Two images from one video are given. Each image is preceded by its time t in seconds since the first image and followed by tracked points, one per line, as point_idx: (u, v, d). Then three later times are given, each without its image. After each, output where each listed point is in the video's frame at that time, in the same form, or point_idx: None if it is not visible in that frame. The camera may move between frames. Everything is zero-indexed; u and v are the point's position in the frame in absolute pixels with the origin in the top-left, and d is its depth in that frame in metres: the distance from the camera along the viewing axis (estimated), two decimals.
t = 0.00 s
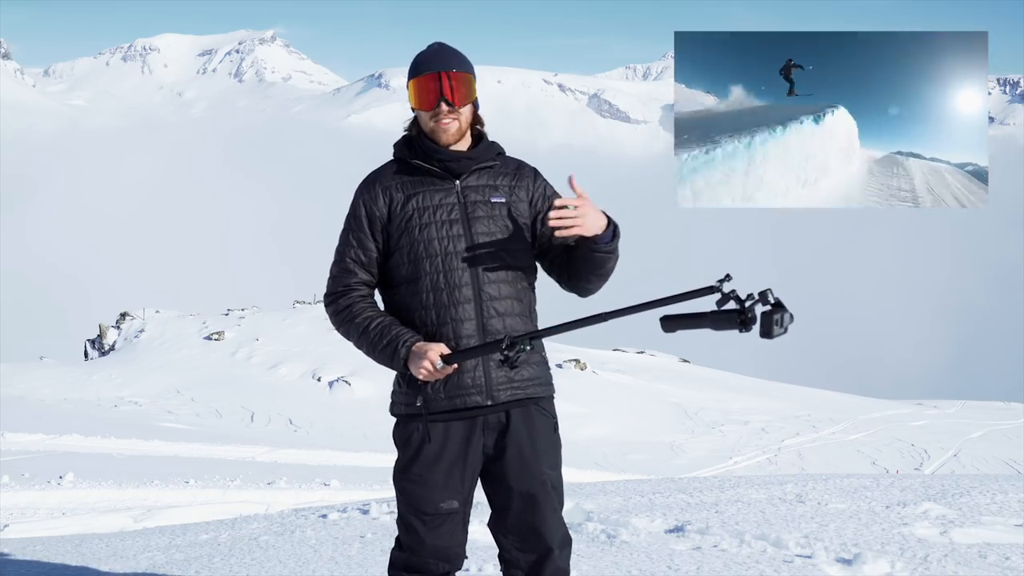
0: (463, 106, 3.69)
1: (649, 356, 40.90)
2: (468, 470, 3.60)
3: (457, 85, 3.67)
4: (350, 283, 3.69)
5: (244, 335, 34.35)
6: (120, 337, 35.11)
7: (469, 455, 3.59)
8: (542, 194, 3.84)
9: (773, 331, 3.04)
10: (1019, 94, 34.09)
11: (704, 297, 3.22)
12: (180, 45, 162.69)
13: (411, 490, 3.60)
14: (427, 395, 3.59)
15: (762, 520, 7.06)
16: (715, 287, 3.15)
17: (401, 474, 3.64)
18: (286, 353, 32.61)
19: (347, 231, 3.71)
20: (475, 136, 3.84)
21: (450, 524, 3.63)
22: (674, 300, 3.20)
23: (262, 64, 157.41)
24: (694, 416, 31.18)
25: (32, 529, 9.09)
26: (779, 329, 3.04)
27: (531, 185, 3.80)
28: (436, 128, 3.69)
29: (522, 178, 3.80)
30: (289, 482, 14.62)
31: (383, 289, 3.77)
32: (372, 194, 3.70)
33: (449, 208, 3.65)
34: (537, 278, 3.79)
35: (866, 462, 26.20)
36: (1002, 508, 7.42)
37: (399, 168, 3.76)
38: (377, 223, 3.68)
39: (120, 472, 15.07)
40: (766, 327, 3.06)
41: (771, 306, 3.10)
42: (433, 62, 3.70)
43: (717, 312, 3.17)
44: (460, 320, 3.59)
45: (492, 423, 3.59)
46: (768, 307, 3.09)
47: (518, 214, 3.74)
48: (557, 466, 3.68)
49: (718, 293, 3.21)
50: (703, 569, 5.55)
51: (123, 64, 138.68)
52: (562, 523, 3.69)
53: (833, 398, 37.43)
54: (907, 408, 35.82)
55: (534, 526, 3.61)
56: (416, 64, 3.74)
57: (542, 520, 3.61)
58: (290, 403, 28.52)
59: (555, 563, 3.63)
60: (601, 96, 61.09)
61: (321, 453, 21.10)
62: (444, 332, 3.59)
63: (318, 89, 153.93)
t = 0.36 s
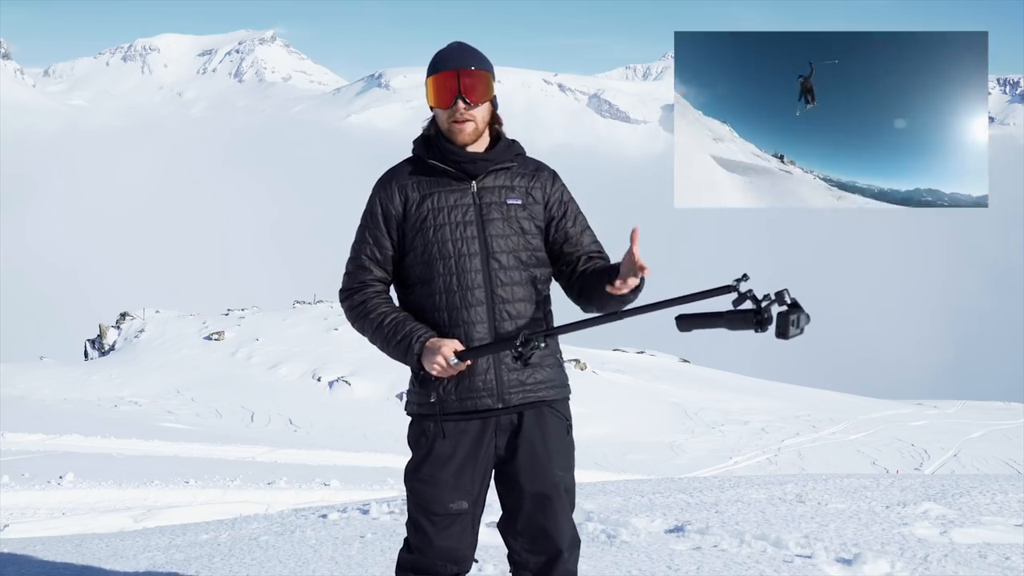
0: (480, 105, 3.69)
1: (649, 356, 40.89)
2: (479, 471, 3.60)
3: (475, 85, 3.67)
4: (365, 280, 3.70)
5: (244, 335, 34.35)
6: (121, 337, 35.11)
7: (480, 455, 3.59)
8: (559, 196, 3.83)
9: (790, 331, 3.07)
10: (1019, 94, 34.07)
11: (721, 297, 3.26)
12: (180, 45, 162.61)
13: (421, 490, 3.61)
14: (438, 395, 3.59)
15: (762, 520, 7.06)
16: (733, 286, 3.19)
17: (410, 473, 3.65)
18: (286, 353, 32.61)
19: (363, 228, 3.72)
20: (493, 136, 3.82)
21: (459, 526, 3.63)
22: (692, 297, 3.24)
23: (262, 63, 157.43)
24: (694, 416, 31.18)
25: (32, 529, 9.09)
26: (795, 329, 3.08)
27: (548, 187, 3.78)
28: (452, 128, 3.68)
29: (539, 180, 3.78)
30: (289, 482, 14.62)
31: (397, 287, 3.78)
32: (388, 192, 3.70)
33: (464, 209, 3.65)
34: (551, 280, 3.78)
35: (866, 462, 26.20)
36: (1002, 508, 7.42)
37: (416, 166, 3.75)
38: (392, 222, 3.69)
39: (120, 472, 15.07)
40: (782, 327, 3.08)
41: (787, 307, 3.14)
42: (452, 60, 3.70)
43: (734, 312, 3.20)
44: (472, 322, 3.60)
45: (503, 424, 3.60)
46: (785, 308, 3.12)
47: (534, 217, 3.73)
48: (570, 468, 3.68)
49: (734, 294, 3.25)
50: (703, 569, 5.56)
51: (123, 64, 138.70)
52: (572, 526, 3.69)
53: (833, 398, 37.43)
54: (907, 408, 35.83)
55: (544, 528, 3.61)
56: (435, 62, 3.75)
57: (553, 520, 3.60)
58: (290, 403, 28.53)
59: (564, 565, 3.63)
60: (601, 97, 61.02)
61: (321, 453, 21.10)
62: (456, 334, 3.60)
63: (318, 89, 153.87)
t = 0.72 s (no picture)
0: (492, 108, 3.67)
1: (649, 356, 40.89)
2: (484, 472, 3.60)
3: (486, 87, 3.66)
4: (375, 279, 3.71)
5: (244, 335, 34.35)
6: (120, 337, 35.11)
7: (486, 456, 3.59)
8: (569, 198, 3.82)
9: (803, 345, 3.03)
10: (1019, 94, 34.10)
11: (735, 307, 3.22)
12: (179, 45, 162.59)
13: (425, 491, 3.61)
14: (444, 396, 3.60)
15: (762, 520, 7.06)
16: (747, 297, 3.16)
17: (415, 474, 3.65)
18: (286, 353, 32.62)
19: (374, 227, 3.73)
20: (505, 137, 3.81)
21: (463, 527, 3.63)
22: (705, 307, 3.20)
23: (262, 63, 157.41)
24: (694, 416, 31.19)
25: (33, 529, 9.09)
26: (808, 343, 3.04)
27: (559, 189, 3.77)
28: (464, 130, 3.68)
29: (550, 182, 3.77)
30: (289, 482, 14.62)
31: (407, 287, 3.79)
32: (399, 192, 3.70)
33: (474, 210, 3.65)
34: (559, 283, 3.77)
35: (866, 462, 26.20)
36: (1002, 508, 7.42)
37: (427, 167, 3.75)
38: (403, 222, 3.69)
39: (120, 472, 15.07)
40: (796, 341, 3.05)
41: (802, 320, 3.11)
42: (463, 62, 3.69)
43: (747, 323, 3.17)
44: (479, 324, 3.60)
45: (509, 426, 3.59)
46: (798, 321, 3.09)
47: (543, 219, 3.72)
48: (575, 470, 3.67)
49: (749, 305, 3.22)
50: (703, 569, 5.56)
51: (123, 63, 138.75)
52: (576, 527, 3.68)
53: (833, 398, 37.43)
54: (907, 408, 35.82)
55: (547, 530, 3.61)
56: (447, 64, 3.73)
57: (558, 522, 3.60)
58: (290, 403, 28.53)
59: (568, 566, 3.63)
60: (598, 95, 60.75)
61: (321, 453, 21.11)
62: (464, 336, 3.61)
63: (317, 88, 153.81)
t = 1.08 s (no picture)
0: (488, 110, 3.65)
1: (648, 356, 40.89)
2: (475, 472, 3.60)
3: (481, 89, 3.63)
4: (365, 275, 3.70)
5: (244, 335, 34.36)
6: (120, 337, 35.12)
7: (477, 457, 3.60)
8: (563, 199, 3.80)
9: (815, 366, 3.01)
10: (1019, 94, 34.14)
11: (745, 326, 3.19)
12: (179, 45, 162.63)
13: (417, 492, 3.61)
14: (435, 395, 3.61)
15: (762, 520, 7.06)
16: (759, 316, 3.13)
17: (407, 476, 3.65)
18: (286, 353, 32.62)
19: (367, 224, 3.72)
20: (500, 137, 3.80)
21: (456, 527, 3.64)
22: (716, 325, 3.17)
23: (262, 63, 157.57)
24: (694, 416, 31.18)
25: (32, 529, 9.09)
26: (819, 366, 3.02)
27: (553, 191, 3.75)
28: (458, 131, 3.67)
29: (544, 183, 3.75)
30: (289, 482, 14.61)
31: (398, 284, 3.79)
32: (393, 190, 3.70)
33: (466, 210, 3.64)
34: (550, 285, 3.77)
35: (866, 462, 26.21)
36: (1002, 508, 7.42)
37: (422, 165, 3.74)
38: (395, 220, 3.69)
39: (120, 473, 15.07)
40: (807, 362, 3.03)
41: (813, 343, 3.09)
42: (459, 64, 3.66)
43: (757, 343, 3.15)
44: (469, 324, 3.61)
45: (499, 425, 3.59)
46: (810, 343, 3.07)
47: (535, 221, 3.72)
48: (566, 471, 3.67)
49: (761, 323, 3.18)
50: (703, 569, 5.56)
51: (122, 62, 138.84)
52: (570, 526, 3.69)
53: (833, 398, 37.43)
54: (907, 408, 35.83)
55: (541, 530, 3.61)
56: (443, 64, 3.70)
57: (551, 521, 3.60)
58: (290, 403, 28.53)
59: (563, 566, 3.63)
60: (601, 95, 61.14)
61: (321, 453, 21.10)
62: (454, 336, 3.62)
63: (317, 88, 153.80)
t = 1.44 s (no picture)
0: (477, 113, 3.64)
1: (648, 356, 40.89)
2: (465, 472, 3.59)
3: (472, 92, 3.60)
4: (353, 273, 3.68)
5: (244, 335, 34.36)
6: (120, 337, 35.11)
7: (466, 456, 3.59)
8: (553, 200, 3.79)
9: (830, 391, 3.01)
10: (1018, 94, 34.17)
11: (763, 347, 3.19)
12: (179, 46, 162.57)
13: (406, 492, 3.58)
14: (423, 395, 3.59)
15: (762, 520, 7.06)
16: (778, 339, 3.13)
17: (397, 477, 3.62)
18: (286, 353, 32.62)
19: (355, 222, 3.68)
20: (490, 138, 3.79)
21: (446, 527, 3.60)
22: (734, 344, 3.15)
23: (262, 64, 157.56)
24: (694, 415, 31.18)
25: (32, 529, 9.09)
26: (833, 389, 3.03)
27: (543, 192, 3.75)
28: (448, 134, 3.65)
29: (534, 183, 3.75)
30: (289, 482, 14.61)
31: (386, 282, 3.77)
32: (383, 188, 3.67)
33: (456, 210, 3.63)
34: (538, 287, 3.77)
35: (866, 462, 26.21)
36: (1002, 508, 7.42)
37: (413, 164, 3.72)
38: (385, 219, 3.66)
39: (120, 473, 15.07)
40: (822, 386, 3.02)
41: (829, 367, 3.09)
42: (449, 66, 3.64)
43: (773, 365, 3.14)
44: (458, 325, 3.61)
45: (488, 425, 3.60)
46: (825, 368, 3.08)
47: (525, 221, 3.71)
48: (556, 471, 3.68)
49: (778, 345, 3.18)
50: (703, 569, 5.56)
51: (123, 63, 138.79)
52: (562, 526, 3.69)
53: (833, 398, 37.43)
54: (907, 408, 35.83)
55: (532, 529, 3.61)
56: (434, 65, 3.68)
57: (541, 521, 3.60)
58: (290, 403, 28.52)
59: (555, 565, 3.63)
60: (599, 97, 63.21)
61: (321, 453, 21.10)
62: (444, 336, 3.61)
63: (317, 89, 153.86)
